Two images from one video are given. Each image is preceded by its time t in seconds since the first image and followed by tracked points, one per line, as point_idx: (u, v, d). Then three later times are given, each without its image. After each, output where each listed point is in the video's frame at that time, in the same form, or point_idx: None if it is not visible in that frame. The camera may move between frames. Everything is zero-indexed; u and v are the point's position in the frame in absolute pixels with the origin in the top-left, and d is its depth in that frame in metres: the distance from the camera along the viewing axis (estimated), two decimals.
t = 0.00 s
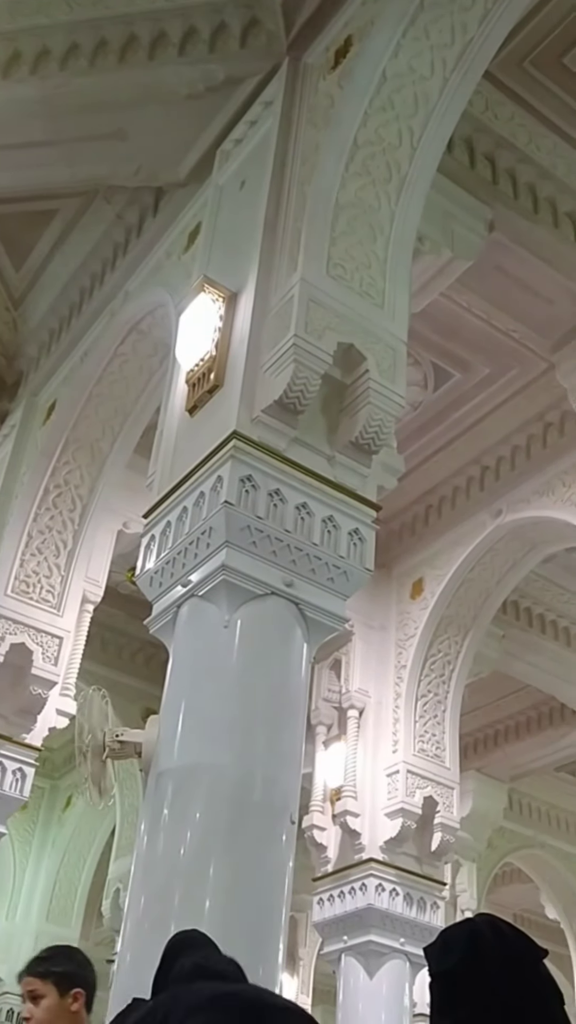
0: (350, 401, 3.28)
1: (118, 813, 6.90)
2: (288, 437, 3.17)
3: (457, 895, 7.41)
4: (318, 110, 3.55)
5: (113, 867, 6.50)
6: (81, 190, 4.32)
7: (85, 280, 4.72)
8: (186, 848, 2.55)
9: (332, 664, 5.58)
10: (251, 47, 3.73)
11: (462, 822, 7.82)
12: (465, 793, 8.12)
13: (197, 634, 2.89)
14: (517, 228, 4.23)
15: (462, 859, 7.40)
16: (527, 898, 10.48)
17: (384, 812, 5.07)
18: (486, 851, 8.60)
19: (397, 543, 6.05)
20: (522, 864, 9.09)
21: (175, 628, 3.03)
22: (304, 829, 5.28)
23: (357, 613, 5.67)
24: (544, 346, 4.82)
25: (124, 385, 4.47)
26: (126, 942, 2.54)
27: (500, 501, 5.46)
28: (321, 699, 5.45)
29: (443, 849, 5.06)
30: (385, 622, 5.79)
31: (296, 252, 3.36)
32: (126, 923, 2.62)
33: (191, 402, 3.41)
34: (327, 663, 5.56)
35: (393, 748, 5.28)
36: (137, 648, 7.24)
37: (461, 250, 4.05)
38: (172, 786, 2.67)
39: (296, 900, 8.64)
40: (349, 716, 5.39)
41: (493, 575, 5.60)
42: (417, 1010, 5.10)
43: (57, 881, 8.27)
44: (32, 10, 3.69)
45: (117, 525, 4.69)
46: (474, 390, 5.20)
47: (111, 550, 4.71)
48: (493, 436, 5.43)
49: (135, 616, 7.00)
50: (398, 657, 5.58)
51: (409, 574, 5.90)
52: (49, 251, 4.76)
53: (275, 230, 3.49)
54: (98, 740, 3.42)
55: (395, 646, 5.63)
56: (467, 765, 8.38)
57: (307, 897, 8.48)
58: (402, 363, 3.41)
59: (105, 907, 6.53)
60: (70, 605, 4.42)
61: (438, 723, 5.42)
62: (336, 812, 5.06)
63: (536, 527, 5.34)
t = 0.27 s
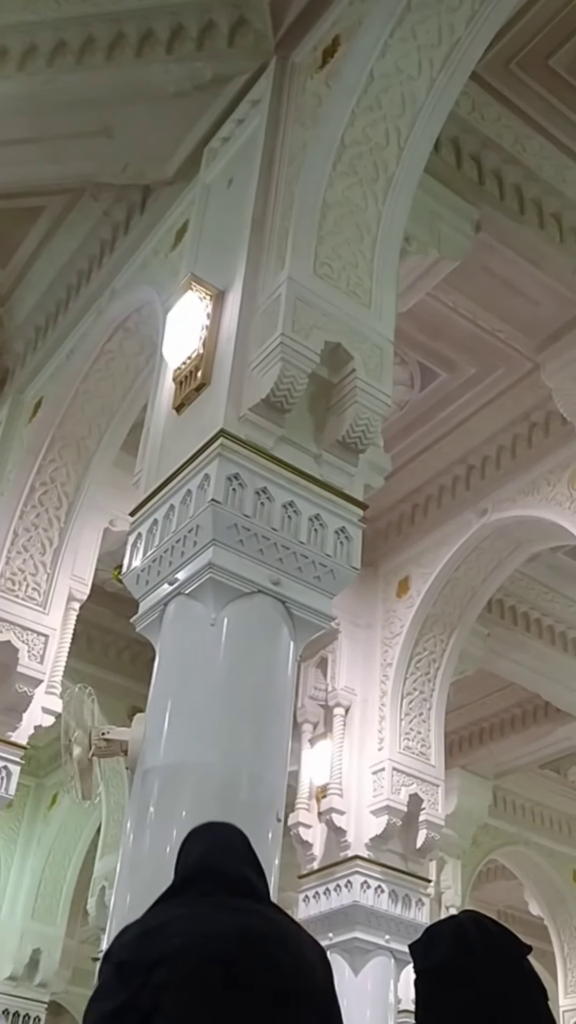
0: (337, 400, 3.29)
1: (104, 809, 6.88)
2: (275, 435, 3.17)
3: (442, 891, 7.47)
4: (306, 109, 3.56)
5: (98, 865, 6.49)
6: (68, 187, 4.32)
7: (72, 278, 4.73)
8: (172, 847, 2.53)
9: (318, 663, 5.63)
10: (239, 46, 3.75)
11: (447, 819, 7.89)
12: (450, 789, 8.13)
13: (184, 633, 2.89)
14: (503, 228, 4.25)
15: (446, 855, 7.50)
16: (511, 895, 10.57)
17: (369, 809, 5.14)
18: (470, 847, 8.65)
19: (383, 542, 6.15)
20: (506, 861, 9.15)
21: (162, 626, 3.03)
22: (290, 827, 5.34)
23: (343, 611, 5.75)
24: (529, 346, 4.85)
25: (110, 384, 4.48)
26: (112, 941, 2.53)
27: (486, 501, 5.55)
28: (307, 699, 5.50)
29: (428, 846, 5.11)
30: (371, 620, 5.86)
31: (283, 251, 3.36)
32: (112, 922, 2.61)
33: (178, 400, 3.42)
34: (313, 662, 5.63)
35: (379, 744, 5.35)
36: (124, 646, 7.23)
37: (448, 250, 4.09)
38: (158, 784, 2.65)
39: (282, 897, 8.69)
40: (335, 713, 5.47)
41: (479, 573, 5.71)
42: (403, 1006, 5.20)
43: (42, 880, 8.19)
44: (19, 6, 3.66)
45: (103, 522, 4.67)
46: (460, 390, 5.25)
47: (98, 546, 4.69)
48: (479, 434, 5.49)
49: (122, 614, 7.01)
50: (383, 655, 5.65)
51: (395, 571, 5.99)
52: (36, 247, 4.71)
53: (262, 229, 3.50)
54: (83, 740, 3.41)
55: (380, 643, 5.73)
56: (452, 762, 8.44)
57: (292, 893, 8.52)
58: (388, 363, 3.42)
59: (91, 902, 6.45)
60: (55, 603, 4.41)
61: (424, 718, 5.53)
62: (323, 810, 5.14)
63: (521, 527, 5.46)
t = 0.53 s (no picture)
0: (321, 398, 3.29)
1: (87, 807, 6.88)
2: (259, 433, 3.18)
3: (423, 888, 7.52)
4: (290, 107, 3.57)
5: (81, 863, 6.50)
6: (51, 184, 4.31)
7: (56, 274, 4.72)
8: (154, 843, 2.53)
9: (301, 661, 5.75)
10: (224, 44, 3.75)
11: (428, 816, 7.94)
12: (432, 789, 8.32)
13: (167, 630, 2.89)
14: (486, 228, 4.28)
15: (428, 853, 7.55)
16: (491, 891, 10.65)
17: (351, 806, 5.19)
18: (452, 844, 8.68)
19: (366, 541, 6.19)
20: (487, 858, 9.19)
21: (145, 623, 3.03)
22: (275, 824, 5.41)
23: (326, 609, 5.81)
24: (511, 346, 4.87)
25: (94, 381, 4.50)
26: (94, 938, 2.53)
27: (468, 498, 5.60)
28: (290, 697, 5.60)
29: (410, 843, 5.17)
30: (354, 618, 5.93)
31: (267, 249, 3.36)
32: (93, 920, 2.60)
33: (162, 397, 3.42)
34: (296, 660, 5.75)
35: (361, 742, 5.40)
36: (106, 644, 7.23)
37: (431, 250, 4.18)
38: (141, 781, 2.65)
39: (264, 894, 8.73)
40: (317, 711, 5.53)
41: (461, 573, 5.73)
42: (384, 1002, 5.27)
43: (24, 879, 8.19)
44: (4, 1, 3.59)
45: (86, 519, 4.64)
46: (443, 389, 5.29)
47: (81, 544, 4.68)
48: (462, 432, 5.52)
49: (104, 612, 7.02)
50: (366, 652, 5.71)
51: (377, 569, 6.04)
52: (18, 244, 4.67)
53: (247, 227, 3.50)
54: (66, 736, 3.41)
55: (363, 641, 5.76)
56: (434, 759, 8.51)
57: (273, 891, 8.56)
58: (372, 361, 3.42)
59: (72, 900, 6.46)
60: (38, 600, 4.40)
61: (406, 716, 5.56)
62: (305, 807, 5.16)
63: (504, 527, 5.50)
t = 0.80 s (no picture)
0: (302, 397, 3.29)
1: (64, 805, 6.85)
2: (239, 431, 3.17)
3: (402, 885, 7.57)
4: (272, 105, 3.56)
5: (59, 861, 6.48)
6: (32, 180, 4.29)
7: (36, 270, 4.70)
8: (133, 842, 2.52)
9: (280, 659, 5.75)
10: (205, 41, 3.75)
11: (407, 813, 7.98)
12: (410, 785, 8.38)
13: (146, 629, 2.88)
14: (466, 227, 4.30)
15: (406, 851, 7.58)
16: (468, 888, 10.70)
17: (330, 803, 5.22)
18: (430, 841, 8.71)
19: (346, 539, 6.21)
20: (465, 855, 9.24)
21: (125, 621, 3.02)
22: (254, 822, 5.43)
23: (306, 607, 5.83)
24: (491, 345, 4.89)
25: (74, 378, 4.50)
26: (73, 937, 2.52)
27: (448, 496, 5.62)
28: (270, 693, 5.60)
29: (388, 840, 5.20)
30: (333, 616, 5.95)
31: (248, 247, 3.36)
32: (73, 918, 2.59)
33: (142, 394, 3.41)
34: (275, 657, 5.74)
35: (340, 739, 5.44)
36: (85, 641, 7.22)
37: (412, 249, 4.19)
38: (120, 779, 2.64)
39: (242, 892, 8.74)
40: (297, 709, 5.57)
41: (440, 572, 5.75)
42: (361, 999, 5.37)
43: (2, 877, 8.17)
44: None
45: (65, 517, 4.65)
46: (423, 389, 5.31)
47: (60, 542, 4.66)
48: (442, 431, 5.54)
49: (84, 609, 7.01)
50: (345, 650, 5.74)
51: (357, 567, 6.07)
52: None
53: (228, 224, 3.49)
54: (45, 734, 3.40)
55: (343, 638, 5.81)
56: (413, 757, 8.55)
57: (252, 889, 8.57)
58: (352, 359, 3.42)
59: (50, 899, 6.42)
60: (16, 597, 4.39)
61: (385, 715, 5.59)
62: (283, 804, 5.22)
63: (482, 526, 5.53)
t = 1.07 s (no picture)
0: (281, 395, 3.30)
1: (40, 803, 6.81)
2: (219, 429, 3.17)
3: (379, 882, 7.59)
4: (252, 103, 3.56)
5: (35, 859, 6.46)
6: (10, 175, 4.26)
7: (14, 266, 4.68)
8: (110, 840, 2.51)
9: (259, 656, 5.77)
10: (186, 38, 3.74)
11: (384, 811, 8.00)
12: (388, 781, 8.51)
13: (125, 626, 2.87)
14: (446, 227, 4.32)
15: (384, 848, 7.61)
16: (445, 885, 10.75)
17: (308, 801, 5.26)
18: (408, 838, 8.74)
19: (325, 537, 6.22)
20: (443, 853, 9.27)
21: (103, 619, 3.01)
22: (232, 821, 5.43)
23: (285, 605, 5.83)
24: (471, 346, 4.90)
25: (52, 374, 4.49)
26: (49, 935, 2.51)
27: (426, 495, 5.65)
28: (248, 691, 5.62)
29: (365, 838, 5.29)
30: (312, 614, 5.95)
31: (229, 245, 3.36)
32: (49, 916, 2.58)
33: (122, 391, 3.40)
34: (254, 655, 5.76)
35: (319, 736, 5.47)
36: (63, 638, 7.19)
37: (392, 249, 4.19)
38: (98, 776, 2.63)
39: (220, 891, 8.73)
40: (275, 707, 5.57)
41: (418, 570, 5.77)
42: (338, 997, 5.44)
43: None
44: None
45: (43, 514, 4.66)
46: (401, 388, 5.33)
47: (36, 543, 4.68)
48: (421, 430, 5.56)
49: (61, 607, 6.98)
50: (324, 648, 5.75)
51: (336, 566, 6.09)
52: None
53: (208, 222, 3.49)
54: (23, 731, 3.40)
55: (321, 638, 5.80)
56: (390, 754, 8.57)
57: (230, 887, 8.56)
58: (332, 357, 3.43)
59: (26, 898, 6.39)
60: None
61: (363, 713, 5.61)
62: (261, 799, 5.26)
63: (460, 522, 5.55)
